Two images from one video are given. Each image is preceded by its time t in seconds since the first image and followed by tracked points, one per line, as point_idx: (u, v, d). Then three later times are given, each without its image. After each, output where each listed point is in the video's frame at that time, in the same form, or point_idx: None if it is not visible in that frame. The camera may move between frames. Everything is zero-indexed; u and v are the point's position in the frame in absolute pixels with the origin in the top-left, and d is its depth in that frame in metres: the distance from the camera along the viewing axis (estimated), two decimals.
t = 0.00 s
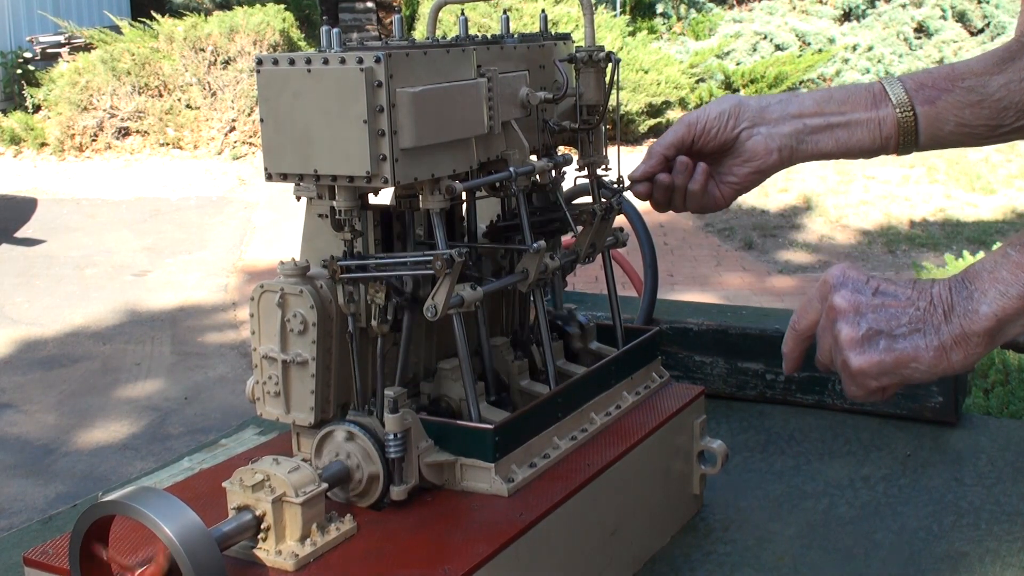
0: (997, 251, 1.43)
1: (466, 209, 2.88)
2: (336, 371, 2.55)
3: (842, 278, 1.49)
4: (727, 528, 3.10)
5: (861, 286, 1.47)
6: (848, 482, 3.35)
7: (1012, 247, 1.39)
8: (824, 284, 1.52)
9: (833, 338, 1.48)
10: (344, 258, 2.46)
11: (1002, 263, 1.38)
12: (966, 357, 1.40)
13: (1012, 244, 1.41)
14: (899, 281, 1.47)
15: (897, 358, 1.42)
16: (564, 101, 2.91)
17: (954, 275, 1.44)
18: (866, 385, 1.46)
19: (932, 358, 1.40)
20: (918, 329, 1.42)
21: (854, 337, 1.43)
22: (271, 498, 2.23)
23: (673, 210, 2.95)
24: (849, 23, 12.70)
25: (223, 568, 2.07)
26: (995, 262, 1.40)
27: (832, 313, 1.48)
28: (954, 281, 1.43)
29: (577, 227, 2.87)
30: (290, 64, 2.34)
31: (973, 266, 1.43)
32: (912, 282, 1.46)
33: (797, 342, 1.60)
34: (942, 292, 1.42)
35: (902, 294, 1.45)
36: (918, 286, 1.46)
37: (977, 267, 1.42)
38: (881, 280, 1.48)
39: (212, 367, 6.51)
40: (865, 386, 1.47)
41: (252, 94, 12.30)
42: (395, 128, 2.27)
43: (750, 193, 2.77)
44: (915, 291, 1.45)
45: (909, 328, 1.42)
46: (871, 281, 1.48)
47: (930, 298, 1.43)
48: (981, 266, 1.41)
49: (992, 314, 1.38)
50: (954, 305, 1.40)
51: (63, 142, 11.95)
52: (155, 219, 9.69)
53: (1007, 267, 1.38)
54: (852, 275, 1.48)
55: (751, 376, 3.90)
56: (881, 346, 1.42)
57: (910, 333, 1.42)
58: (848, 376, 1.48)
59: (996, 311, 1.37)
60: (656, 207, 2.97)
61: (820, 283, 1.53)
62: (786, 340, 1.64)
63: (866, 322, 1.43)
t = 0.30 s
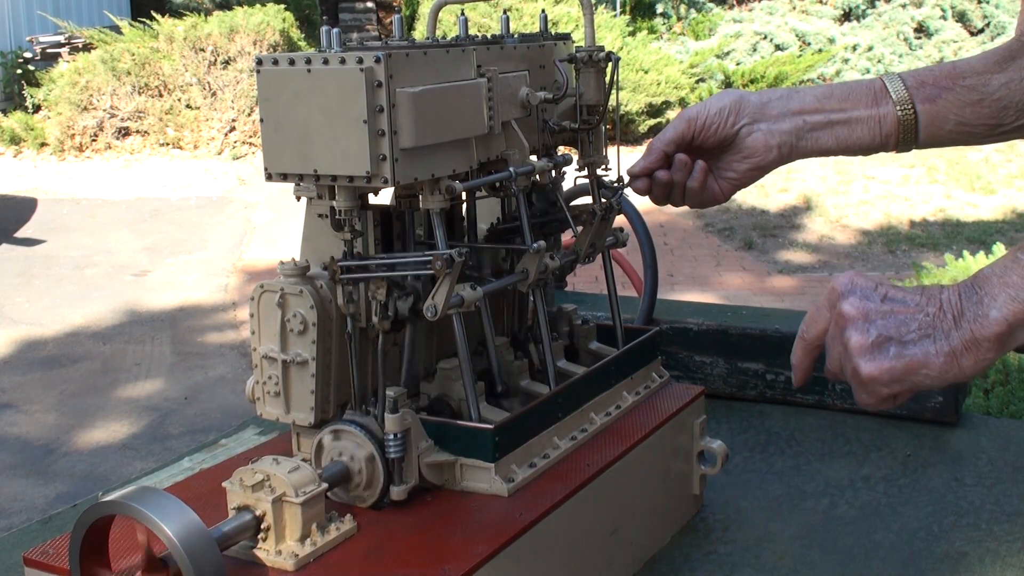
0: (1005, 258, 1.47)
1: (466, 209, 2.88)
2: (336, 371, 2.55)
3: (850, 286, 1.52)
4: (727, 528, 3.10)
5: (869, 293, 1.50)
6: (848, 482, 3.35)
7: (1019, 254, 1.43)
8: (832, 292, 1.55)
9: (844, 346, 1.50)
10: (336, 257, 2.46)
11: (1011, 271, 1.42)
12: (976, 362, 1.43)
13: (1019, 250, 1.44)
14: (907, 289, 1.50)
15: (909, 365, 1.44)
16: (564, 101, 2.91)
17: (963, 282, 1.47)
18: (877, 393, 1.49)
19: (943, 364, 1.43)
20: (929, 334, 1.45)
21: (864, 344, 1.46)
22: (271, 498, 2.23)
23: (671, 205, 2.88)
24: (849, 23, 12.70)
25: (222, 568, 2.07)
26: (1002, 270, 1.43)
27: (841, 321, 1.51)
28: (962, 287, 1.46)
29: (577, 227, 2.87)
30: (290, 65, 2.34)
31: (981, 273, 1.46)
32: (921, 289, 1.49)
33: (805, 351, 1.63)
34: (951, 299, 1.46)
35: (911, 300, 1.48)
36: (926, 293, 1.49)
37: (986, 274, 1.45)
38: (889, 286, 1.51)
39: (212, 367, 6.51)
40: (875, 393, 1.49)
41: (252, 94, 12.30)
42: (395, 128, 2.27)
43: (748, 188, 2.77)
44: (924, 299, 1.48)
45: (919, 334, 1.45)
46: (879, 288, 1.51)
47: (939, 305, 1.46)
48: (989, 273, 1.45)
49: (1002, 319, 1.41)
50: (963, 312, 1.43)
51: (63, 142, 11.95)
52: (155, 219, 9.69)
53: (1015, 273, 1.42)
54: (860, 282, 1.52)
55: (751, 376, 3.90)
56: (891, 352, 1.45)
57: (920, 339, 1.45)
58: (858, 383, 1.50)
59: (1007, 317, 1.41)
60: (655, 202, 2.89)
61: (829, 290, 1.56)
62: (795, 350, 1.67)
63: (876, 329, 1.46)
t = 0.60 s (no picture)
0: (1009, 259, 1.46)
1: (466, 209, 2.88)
2: (336, 371, 2.55)
3: (853, 290, 1.53)
4: (727, 528, 3.10)
5: (873, 297, 1.50)
6: (848, 482, 3.35)
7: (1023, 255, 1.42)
8: (837, 296, 1.56)
9: (849, 351, 1.51)
10: (344, 274, 2.49)
11: (1014, 273, 1.41)
12: (981, 364, 1.43)
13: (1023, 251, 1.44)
14: (911, 292, 1.51)
15: (912, 368, 1.45)
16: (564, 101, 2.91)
17: (967, 284, 1.47)
18: (881, 396, 1.49)
19: (947, 367, 1.43)
20: (934, 337, 1.45)
21: (868, 348, 1.47)
22: (270, 497, 2.23)
23: (670, 203, 2.86)
24: (849, 23, 12.70)
25: (222, 568, 2.07)
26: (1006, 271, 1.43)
27: (844, 326, 1.52)
28: (966, 289, 1.46)
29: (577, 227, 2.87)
30: (290, 65, 2.34)
31: (984, 276, 1.46)
32: (924, 293, 1.50)
33: (810, 357, 1.64)
34: (954, 302, 1.46)
35: (915, 303, 1.48)
36: (930, 296, 1.49)
37: (990, 277, 1.45)
38: (893, 290, 1.51)
39: (212, 367, 6.51)
40: (880, 397, 1.50)
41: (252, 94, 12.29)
42: (395, 128, 2.27)
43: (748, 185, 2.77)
44: (928, 302, 1.48)
45: (922, 337, 1.45)
46: (883, 291, 1.52)
47: (943, 309, 1.46)
48: (994, 275, 1.44)
49: (1005, 321, 1.41)
50: (968, 314, 1.43)
51: (63, 142, 11.96)
52: (155, 219, 9.69)
53: (1020, 275, 1.41)
54: (863, 287, 1.52)
55: (751, 376, 3.89)
56: (894, 355, 1.45)
57: (924, 342, 1.45)
58: (863, 388, 1.51)
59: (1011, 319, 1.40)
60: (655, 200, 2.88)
61: (834, 295, 1.57)
62: (801, 355, 1.68)
63: (880, 332, 1.47)
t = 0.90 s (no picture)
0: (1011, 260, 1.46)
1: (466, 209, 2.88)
2: (336, 370, 2.55)
3: (855, 291, 1.53)
4: (727, 528, 3.10)
5: (875, 298, 1.51)
6: (848, 482, 3.35)
7: None
8: (839, 297, 1.56)
9: (852, 353, 1.51)
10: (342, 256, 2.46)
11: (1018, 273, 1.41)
12: (984, 364, 1.43)
13: None
14: (912, 292, 1.51)
15: (915, 369, 1.45)
16: (564, 101, 2.91)
17: (970, 285, 1.47)
18: (884, 397, 1.50)
19: (950, 367, 1.44)
20: (936, 339, 1.45)
21: (870, 349, 1.47)
22: (270, 498, 2.23)
23: (670, 202, 2.87)
24: (849, 23, 12.70)
25: (222, 568, 2.07)
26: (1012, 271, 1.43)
27: (847, 327, 1.52)
28: (969, 290, 1.46)
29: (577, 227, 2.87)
30: (290, 64, 2.34)
31: (989, 276, 1.45)
32: (927, 293, 1.50)
33: (813, 359, 1.64)
34: (957, 303, 1.46)
35: (916, 304, 1.49)
36: (932, 297, 1.49)
37: (993, 277, 1.44)
38: (895, 292, 1.51)
39: (212, 367, 6.51)
40: (882, 398, 1.51)
41: (252, 94, 12.29)
42: (395, 128, 2.27)
43: (748, 183, 2.76)
44: (931, 302, 1.48)
45: (925, 338, 1.45)
46: (885, 293, 1.52)
47: (946, 309, 1.46)
48: (999, 275, 1.44)
49: (1009, 321, 1.41)
50: (971, 315, 1.43)
51: (63, 142, 11.96)
52: (155, 219, 9.69)
53: None
54: (865, 288, 1.52)
55: (751, 376, 3.89)
56: (897, 357, 1.46)
57: (927, 343, 1.45)
58: (866, 390, 1.52)
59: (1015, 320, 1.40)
60: (655, 199, 2.89)
61: (835, 295, 1.57)
62: (803, 357, 1.68)
63: (882, 333, 1.47)
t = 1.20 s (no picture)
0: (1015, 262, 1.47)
1: (465, 209, 2.88)
2: (336, 371, 2.55)
3: (860, 293, 1.54)
4: (727, 528, 3.10)
5: (880, 301, 1.52)
6: (848, 482, 3.35)
7: None
8: (844, 300, 1.57)
9: (857, 355, 1.52)
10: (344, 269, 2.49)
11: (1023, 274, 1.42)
12: (989, 366, 1.44)
13: None
14: (918, 294, 1.52)
15: (920, 371, 1.46)
16: (564, 101, 2.91)
17: (974, 286, 1.48)
18: (889, 399, 1.50)
19: (956, 369, 1.44)
20: (941, 341, 1.46)
21: (875, 351, 1.48)
22: (270, 498, 2.23)
23: (669, 203, 2.86)
24: (849, 23, 12.70)
25: (222, 568, 2.07)
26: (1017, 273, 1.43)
27: (851, 329, 1.53)
28: (973, 291, 1.47)
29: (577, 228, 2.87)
30: (290, 64, 2.34)
31: (994, 278, 1.46)
32: (932, 296, 1.51)
33: (818, 362, 1.66)
34: (961, 305, 1.46)
35: (921, 306, 1.50)
36: (936, 299, 1.50)
37: (999, 279, 1.45)
38: (900, 295, 1.52)
39: (212, 367, 6.51)
40: (887, 400, 1.51)
41: (252, 94, 12.29)
42: (395, 128, 2.27)
43: (747, 183, 2.76)
44: (936, 305, 1.49)
45: (930, 340, 1.46)
46: (889, 295, 1.53)
47: (951, 311, 1.47)
48: (1003, 277, 1.44)
49: (1014, 322, 1.41)
50: (975, 316, 1.44)
51: (63, 142, 11.96)
52: (155, 219, 9.69)
53: None
54: (869, 290, 1.54)
55: (751, 376, 3.90)
56: (902, 359, 1.47)
57: (932, 345, 1.46)
58: (871, 393, 1.53)
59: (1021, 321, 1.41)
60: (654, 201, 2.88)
61: (840, 298, 1.58)
62: (808, 361, 1.69)
63: (887, 335, 1.48)
